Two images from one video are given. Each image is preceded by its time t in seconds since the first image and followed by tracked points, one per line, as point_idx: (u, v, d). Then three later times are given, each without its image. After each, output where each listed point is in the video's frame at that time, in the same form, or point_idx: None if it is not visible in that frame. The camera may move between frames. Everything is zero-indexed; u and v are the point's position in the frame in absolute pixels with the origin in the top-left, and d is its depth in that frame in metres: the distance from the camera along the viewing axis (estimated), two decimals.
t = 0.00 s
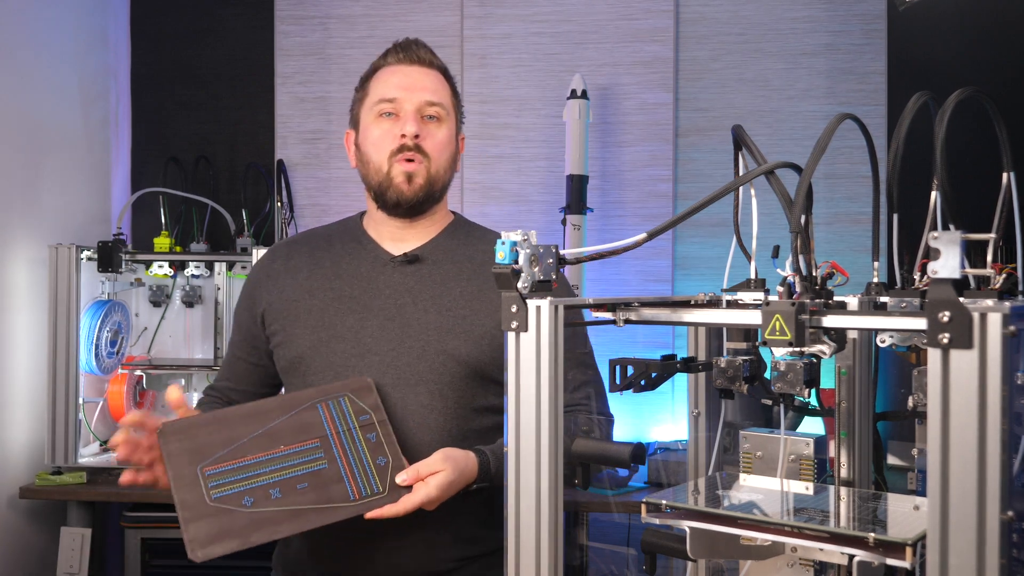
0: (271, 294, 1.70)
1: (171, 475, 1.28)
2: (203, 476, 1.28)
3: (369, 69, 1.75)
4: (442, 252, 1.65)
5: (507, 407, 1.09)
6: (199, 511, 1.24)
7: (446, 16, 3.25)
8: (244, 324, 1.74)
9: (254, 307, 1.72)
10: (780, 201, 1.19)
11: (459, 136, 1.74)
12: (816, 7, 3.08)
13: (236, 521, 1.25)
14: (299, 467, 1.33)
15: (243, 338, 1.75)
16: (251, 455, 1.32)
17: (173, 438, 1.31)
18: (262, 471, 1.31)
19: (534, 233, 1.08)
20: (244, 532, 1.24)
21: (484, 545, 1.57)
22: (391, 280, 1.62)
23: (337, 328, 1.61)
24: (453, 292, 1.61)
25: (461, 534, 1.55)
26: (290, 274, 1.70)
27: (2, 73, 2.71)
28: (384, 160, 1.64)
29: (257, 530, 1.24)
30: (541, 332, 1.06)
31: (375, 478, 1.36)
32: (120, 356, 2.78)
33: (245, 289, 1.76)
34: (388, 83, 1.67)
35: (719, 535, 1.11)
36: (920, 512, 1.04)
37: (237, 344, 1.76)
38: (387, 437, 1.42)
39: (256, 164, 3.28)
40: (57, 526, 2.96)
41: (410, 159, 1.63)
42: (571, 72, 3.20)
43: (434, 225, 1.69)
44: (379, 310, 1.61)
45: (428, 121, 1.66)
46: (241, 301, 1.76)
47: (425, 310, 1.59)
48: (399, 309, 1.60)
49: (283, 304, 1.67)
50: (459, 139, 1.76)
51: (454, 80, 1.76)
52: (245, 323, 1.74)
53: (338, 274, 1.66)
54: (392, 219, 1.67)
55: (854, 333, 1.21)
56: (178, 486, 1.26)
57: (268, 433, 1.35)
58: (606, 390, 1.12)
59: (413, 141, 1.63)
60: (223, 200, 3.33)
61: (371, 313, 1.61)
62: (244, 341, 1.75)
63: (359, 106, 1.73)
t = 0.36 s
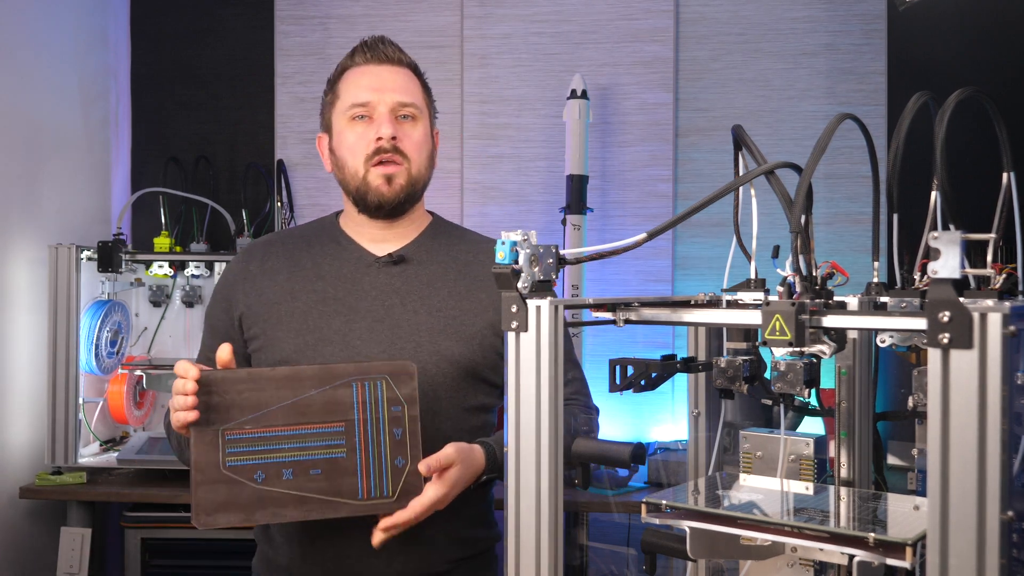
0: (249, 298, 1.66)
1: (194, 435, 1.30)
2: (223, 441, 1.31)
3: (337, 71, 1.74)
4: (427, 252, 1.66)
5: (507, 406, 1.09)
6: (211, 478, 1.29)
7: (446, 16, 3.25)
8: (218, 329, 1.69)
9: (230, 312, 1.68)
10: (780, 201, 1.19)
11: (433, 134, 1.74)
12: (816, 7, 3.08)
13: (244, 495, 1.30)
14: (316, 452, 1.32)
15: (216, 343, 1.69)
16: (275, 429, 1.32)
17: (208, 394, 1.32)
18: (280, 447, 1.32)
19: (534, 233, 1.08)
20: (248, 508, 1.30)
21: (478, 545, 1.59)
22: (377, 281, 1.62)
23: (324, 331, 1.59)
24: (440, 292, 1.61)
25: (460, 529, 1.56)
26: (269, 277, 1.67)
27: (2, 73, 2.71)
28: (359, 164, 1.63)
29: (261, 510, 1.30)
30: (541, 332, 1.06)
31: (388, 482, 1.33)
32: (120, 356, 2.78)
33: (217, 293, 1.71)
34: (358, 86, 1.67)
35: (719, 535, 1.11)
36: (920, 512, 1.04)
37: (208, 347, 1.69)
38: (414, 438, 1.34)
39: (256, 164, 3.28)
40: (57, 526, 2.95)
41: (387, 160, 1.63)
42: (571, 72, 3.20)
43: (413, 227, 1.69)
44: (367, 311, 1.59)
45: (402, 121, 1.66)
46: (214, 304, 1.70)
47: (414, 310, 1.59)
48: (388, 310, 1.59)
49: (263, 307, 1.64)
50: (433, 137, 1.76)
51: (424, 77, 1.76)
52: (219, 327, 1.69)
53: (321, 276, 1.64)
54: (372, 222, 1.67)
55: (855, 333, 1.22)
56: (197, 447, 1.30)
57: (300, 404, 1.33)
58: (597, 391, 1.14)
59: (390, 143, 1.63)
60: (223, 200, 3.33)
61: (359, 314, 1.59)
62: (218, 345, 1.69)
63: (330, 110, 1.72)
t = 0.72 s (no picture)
0: (235, 299, 1.64)
1: (183, 454, 1.26)
2: (213, 462, 1.27)
3: (322, 71, 1.74)
4: (416, 254, 1.66)
5: (507, 407, 1.09)
6: (199, 499, 1.26)
7: (446, 16, 3.25)
8: (202, 331, 1.67)
9: (216, 313, 1.66)
10: (780, 201, 1.19)
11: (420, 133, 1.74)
12: (816, 8, 3.08)
13: (234, 515, 1.27)
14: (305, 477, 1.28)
15: (201, 345, 1.67)
16: (266, 450, 1.28)
17: (195, 413, 1.27)
18: (270, 469, 1.28)
19: (534, 233, 1.08)
20: (237, 529, 1.27)
21: (467, 548, 1.59)
22: (367, 283, 1.62)
23: (315, 334, 1.58)
24: (431, 295, 1.62)
25: (453, 529, 1.57)
26: (256, 279, 1.65)
27: (2, 73, 2.70)
28: (344, 165, 1.63)
29: (250, 531, 1.28)
30: (541, 333, 1.06)
31: (379, 505, 1.30)
32: (120, 356, 2.78)
33: (201, 294, 1.69)
34: (343, 86, 1.67)
35: (719, 535, 1.10)
36: (920, 512, 1.04)
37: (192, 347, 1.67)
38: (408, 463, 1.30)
39: (256, 164, 3.28)
40: (57, 526, 2.95)
41: (372, 162, 1.62)
42: (571, 72, 3.20)
43: (402, 229, 1.69)
44: (358, 314, 1.59)
45: (388, 122, 1.66)
46: (198, 305, 1.68)
47: (405, 313, 1.59)
48: (379, 313, 1.59)
49: (250, 309, 1.62)
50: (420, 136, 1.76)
51: (411, 75, 1.76)
52: (203, 328, 1.66)
53: (310, 278, 1.63)
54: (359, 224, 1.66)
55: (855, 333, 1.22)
56: (187, 467, 1.26)
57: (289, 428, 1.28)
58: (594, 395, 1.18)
59: (375, 144, 1.62)
60: (223, 200, 3.33)
61: (350, 317, 1.59)
62: (203, 346, 1.67)
63: (316, 110, 1.72)
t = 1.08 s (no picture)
0: (231, 299, 1.64)
1: (179, 441, 1.26)
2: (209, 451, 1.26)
3: (316, 73, 1.74)
4: (414, 256, 1.66)
5: (507, 406, 1.09)
6: (193, 489, 1.25)
7: (446, 16, 3.25)
8: (196, 330, 1.66)
9: (211, 312, 1.66)
10: (780, 201, 1.19)
11: (414, 135, 1.74)
12: (816, 8, 3.09)
13: (232, 510, 1.27)
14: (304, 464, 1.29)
15: (194, 343, 1.66)
16: (264, 440, 1.28)
17: (192, 405, 1.26)
18: (268, 459, 1.28)
19: (534, 233, 1.08)
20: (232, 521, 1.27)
21: (459, 550, 1.59)
22: (365, 283, 1.62)
23: (312, 334, 1.58)
24: (429, 297, 1.62)
25: (447, 532, 1.57)
26: (252, 279, 1.65)
27: (2, 73, 2.70)
28: (336, 169, 1.63)
29: (245, 525, 1.27)
30: (541, 332, 1.06)
31: (377, 497, 1.31)
32: (120, 356, 2.79)
33: (196, 291, 1.68)
34: (336, 89, 1.67)
35: (719, 535, 1.10)
36: (920, 512, 1.04)
37: (184, 345, 1.66)
38: (406, 454, 1.31)
39: (256, 164, 3.28)
40: (57, 526, 2.95)
41: (364, 164, 1.62)
42: (571, 72, 3.20)
43: (397, 229, 1.69)
44: (355, 315, 1.59)
45: (380, 125, 1.66)
46: (193, 303, 1.68)
47: (403, 315, 1.60)
48: (377, 314, 1.59)
49: (246, 309, 1.62)
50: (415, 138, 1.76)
51: (405, 77, 1.75)
52: (197, 327, 1.66)
53: (307, 278, 1.63)
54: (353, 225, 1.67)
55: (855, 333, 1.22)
56: (183, 456, 1.26)
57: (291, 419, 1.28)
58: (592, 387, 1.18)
59: (366, 148, 1.62)
60: (223, 200, 3.33)
61: (347, 318, 1.59)
62: (196, 344, 1.66)
63: (310, 113, 1.72)
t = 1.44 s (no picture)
0: (224, 300, 1.63)
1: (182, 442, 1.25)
2: (212, 453, 1.27)
3: (350, 61, 1.72)
4: (408, 255, 1.66)
5: (507, 407, 1.09)
6: (193, 491, 1.25)
7: (446, 16, 3.25)
8: (188, 331, 1.64)
9: (203, 313, 1.65)
10: (780, 201, 1.19)
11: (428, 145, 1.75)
12: (816, 8, 3.09)
13: (232, 511, 1.26)
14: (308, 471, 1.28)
15: (187, 345, 1.64)
16: (266, 445, 1.28)
17: (197, 403, 1.26)
18: (269, 464, 1.28)
19: (534, 233, 1.08)
20: (231, 525, 1.26)
21: (459, 550, 1.60)
22: (359, 283, 1.62)
23: (307, 335, 1.58)
24: (423, 296, 1.62)
25: (446, 533, 1.58)
26: (245, 279, 1.64)
27: (2, 73, 2.71)
28: (349, 164, 1.64)
29: (244, 528, 1.26)
30: (541, 333, 1.06)
31: (376, 506, 1.30)
32: (120, 355, 2.79)
33: (187, 292, 1.67)
34: (367, 86, 1.66)
35: (719, 535, 1.10)
36: (920, 512, 1.04)
37: (176, 345, 1.64)
38: (407, 464, 1.30)
39: (256, 164, 3.28)
40: (57, 526, 2.95)
41: (377, 167, 1.63)
42: (571, 72, 3.20)
43: (396, 228, 1.69)
44: (349, 315, 1.59)
45: (402, 132, 1.67)
46: (185, 305, 1.66)
47: (398, 314, 1.60)
48: (371, 314, 1.59)
49: (239, 310, 1.62)
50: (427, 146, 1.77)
51: (433, 89, 1.75)
52: (188, 328, 1.64)
53: (301, 277, 1.63)
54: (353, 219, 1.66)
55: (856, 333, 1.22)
56: (185, 458, 1.25)
57: (294, 422, 1.28)
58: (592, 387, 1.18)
59: (385, 152, 1.63)
60: (223, 200, 3.33)
61: (341, 318, 1.59)
62: (190, 346, 1.64)
63: (333, 98, 1.71)
